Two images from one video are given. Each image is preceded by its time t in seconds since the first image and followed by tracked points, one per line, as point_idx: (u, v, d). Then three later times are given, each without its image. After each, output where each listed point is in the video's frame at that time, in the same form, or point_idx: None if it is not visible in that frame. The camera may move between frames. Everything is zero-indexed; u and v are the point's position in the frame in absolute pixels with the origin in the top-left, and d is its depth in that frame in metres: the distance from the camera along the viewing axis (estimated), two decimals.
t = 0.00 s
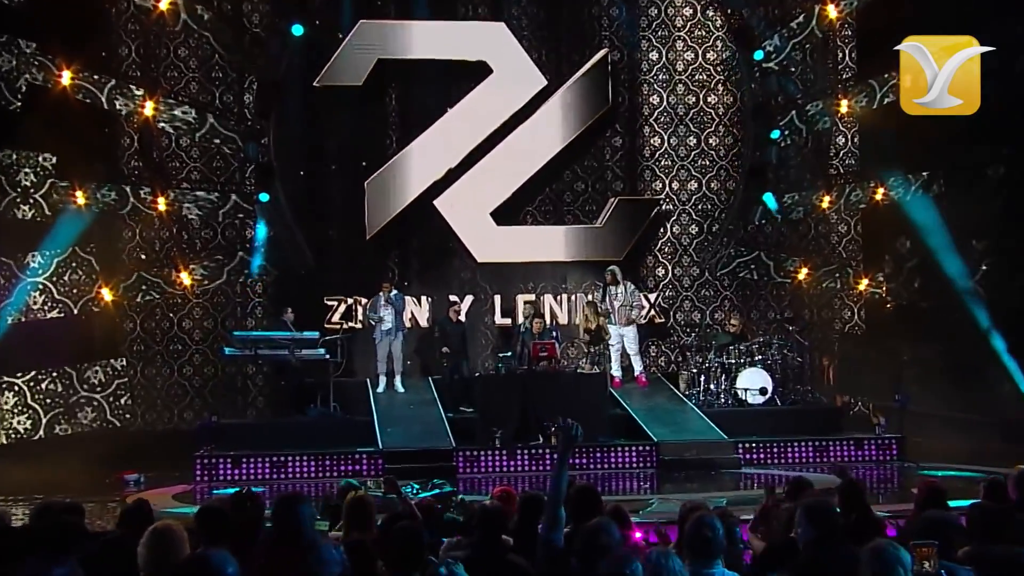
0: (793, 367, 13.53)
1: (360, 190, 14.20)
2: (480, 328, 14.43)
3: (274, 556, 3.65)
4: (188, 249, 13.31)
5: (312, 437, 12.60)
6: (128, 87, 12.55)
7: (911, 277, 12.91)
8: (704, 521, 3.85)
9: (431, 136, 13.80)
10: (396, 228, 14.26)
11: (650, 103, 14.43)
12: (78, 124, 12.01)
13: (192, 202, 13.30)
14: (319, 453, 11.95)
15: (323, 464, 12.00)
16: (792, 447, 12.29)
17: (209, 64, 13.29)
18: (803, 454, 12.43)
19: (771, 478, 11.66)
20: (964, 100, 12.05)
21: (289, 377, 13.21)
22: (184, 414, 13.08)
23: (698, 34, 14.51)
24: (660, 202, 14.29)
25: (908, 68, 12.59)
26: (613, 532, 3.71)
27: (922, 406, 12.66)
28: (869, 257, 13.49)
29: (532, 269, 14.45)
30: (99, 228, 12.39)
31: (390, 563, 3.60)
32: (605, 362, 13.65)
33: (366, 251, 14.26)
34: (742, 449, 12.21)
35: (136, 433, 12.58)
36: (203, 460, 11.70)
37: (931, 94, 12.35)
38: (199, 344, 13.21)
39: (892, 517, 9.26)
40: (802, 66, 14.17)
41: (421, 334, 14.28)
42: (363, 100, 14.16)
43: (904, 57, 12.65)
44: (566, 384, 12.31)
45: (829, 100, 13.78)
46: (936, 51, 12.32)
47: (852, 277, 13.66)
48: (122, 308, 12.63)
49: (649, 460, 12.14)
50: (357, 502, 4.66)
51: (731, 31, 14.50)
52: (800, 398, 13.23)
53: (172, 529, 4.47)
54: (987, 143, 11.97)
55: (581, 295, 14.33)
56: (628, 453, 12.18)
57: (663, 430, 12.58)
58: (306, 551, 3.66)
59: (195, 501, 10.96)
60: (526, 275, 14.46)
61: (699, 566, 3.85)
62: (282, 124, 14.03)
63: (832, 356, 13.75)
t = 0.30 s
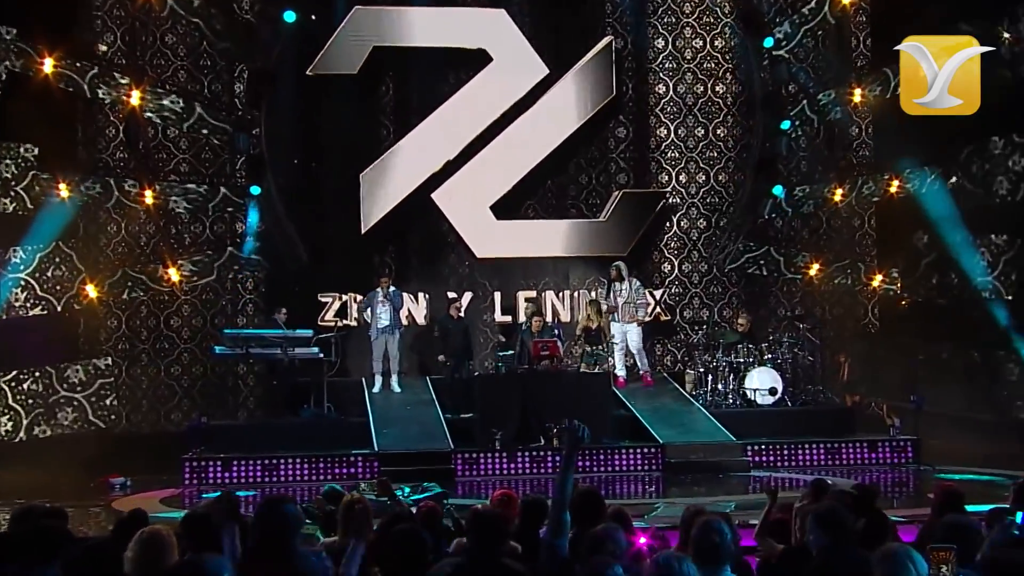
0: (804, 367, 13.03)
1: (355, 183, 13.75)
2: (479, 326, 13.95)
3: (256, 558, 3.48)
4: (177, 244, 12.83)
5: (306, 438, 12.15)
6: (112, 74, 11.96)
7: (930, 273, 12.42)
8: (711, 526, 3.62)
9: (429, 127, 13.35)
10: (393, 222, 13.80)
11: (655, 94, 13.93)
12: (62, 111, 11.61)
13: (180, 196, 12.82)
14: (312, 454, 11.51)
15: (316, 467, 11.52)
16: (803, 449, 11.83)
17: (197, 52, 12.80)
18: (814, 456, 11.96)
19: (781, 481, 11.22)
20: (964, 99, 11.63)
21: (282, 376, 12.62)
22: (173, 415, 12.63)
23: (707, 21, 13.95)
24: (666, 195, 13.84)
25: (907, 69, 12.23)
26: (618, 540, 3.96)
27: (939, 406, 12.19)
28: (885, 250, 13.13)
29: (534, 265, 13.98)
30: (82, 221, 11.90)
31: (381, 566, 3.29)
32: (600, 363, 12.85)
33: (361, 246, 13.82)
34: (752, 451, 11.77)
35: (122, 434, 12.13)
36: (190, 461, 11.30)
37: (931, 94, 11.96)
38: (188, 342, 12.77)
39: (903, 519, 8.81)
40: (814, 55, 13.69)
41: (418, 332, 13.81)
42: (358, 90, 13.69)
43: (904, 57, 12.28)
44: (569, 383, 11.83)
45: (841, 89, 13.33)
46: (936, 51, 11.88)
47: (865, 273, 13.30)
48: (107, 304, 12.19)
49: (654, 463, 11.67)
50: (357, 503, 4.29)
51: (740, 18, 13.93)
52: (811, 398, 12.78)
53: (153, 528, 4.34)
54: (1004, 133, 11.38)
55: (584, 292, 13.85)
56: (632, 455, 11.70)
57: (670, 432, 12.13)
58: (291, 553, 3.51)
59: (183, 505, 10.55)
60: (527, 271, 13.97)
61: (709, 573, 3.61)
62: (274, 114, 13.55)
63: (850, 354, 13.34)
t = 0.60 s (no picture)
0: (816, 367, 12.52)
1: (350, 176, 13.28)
2: (479, 324, 13.47)
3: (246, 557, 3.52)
4: (165, 238, 12.42)
5: (298, 441, 11.68)
6: (96, 62, 11.29)
7: (949, 269, 11.62)
8: (718, 530, 3.70)
9: (429, 116, 13.01)
10: (389, 216, 13.35)
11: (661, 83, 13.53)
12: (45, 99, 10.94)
13: (168, 188, 12.38)
14: (305, 456, 11.09)
15: (310, 470, 11.09)
16: (816, 451, 11.36)
17: (185, 39, 12.33)
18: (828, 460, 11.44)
19: (792, 485, 10.75)
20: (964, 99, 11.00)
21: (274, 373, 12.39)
22: (160, 416, 12.16)
23: (715, 7, 13.57)
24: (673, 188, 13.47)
25: (908, 71, 11.62)
26: (626, 546, 3.74)
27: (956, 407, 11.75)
28: (899, 245, 12.31)
29: (535, 263, 13.45)
30: (65, 214, 11.29)
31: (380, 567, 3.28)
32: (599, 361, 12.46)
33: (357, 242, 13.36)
34: (762, 454, 11.30)
35: (107, 436, 11.62)
36: (179, 464, 10.87)
37: (932, 95, 11.35)
38: (177, 340, 12.35)
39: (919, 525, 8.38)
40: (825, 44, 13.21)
41: (415, 330, 13.32)
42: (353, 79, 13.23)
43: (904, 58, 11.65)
44: (569, 383, 11.43)
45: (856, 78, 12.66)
46: (937, 52, 11.35)
47: (879, 270, 12.55)
48: (89, 301, 11.61)
49: (660, 466, 11.24)
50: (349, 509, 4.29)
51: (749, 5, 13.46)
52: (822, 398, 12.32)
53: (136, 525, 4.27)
54: None
55: (588, 289, 13.38)
56: (638, 458, 11.25)
57: (676, 433, 11.66)
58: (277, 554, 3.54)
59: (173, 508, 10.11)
60: (528, 268, 13.45)
61: None
62: (266, 104, 13.10)
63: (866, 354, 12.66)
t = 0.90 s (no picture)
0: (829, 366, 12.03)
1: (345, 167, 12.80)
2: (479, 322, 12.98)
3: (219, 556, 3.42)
4: (151, 231, 11.84)
5: (289, 443, 11.20)
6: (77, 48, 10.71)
7: (971, 264, 11.20)
8: (724, 536, 3.52)
9: (426, 104, 12.51)
10: (385, 209, 12.87)
11: (667, 71, 13.03)
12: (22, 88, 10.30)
13: (155, 180, 11.81)
14: (297, 459, 10.60)
15: (302, 474, 10.60)
16: (829, 454, 10.88)
17: (172, 25, 11.83)
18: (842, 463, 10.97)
19: (805, 489, 10.28)
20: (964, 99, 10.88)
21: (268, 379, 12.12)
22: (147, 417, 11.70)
23: None
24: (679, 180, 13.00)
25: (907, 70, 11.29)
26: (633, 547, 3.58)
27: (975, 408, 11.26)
28: (916, 240, 11.85)
29: (537, 258, 12.97)
30: (45, 207, 10.75)
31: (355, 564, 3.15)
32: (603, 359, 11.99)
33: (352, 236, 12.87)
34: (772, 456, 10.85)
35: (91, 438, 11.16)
36: (164, 468, 10.37)
37: (932, 94, 11.10)
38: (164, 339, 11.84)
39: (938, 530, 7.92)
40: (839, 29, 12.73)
41: (413, 328, 12.86)
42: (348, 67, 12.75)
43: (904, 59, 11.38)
44: (571, 383, 10.90)
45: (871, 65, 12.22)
46: (936, 52, 11.12)
47: (896, 265, 11.97)
48: (71, 299, 11.03)
49: (666, 470, 10.78)
50: (336, 513, 4.06)
51: None
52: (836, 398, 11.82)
53: (126, 537, 4.09)
54: None
55: (592, 285, 12.95)
56: (644, 461, 10.81)
57: (684, 436, 11.17)
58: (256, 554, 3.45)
59: (158, 515, 9.62)
60: (529, 263, 12.98)
61: None
62: (258, 93, 12.64)
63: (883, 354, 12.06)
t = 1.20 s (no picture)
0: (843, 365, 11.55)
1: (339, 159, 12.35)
2: (479, 319, 12.51)
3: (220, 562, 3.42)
4: (139, 225, 11.29)
5: (279, 446, 10.72)
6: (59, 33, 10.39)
7: (995, 259, 10.61)
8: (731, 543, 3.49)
9: (424, 94, 12.12)
10: (381, 202, 12.41)
11: (674, 58, 12.56)
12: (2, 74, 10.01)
13: (142, 172, 11.25)
14: (288, 463, 10.13)
15: (293, 478, 10.13)
16: (842, 457, 10.43)
17: (157, 10, 11.35)
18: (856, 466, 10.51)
19: (817, 493, 9.83)
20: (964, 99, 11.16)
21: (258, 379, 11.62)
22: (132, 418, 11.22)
23: None
24: (688, 172, 12.50)
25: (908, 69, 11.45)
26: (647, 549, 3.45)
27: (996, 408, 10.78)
28: (933, 233, 11.43)
29: (538, 253, 12.51)
30: (26, 199, 10.34)
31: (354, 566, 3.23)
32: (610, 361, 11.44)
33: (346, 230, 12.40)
34: (783, 458, 10.41)
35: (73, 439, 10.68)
36: (150, 472, 9.95)
37: (932, 95, 11.32)
38: (150, 337, 11.36)
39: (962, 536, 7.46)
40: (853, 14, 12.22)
41: (409, 326, 12.38)
42: (341, 53, 12.27)
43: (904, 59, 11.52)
44: (575, 384, 10.34)
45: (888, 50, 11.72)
46: (936, 52, 11.35)
47: (913, 260, 11.55)
48: (54, 295, 10.63)
49: (671, 472, 10.38)
50: (330, 517, 3.95)
51: None
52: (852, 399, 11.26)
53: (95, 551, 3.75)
54: None
55: (595, 282, 12.49)
56: (649, 464, 10.38)
57: (691, 437, 10.71)
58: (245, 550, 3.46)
59: (144, 522, 9.08)
60: (530, 258, 12.51)
61: None
62: (249, 81, 12.19)
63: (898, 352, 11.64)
